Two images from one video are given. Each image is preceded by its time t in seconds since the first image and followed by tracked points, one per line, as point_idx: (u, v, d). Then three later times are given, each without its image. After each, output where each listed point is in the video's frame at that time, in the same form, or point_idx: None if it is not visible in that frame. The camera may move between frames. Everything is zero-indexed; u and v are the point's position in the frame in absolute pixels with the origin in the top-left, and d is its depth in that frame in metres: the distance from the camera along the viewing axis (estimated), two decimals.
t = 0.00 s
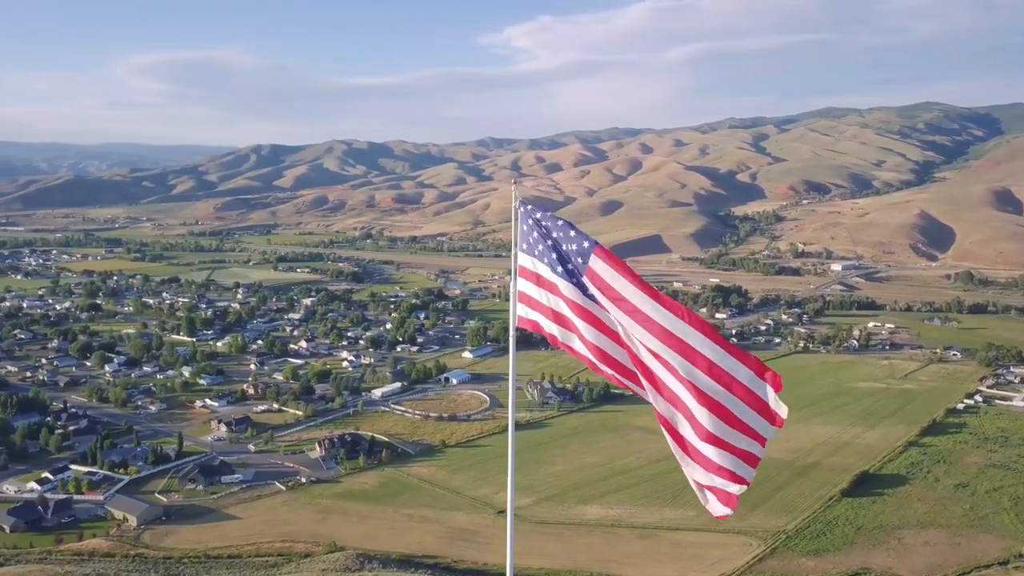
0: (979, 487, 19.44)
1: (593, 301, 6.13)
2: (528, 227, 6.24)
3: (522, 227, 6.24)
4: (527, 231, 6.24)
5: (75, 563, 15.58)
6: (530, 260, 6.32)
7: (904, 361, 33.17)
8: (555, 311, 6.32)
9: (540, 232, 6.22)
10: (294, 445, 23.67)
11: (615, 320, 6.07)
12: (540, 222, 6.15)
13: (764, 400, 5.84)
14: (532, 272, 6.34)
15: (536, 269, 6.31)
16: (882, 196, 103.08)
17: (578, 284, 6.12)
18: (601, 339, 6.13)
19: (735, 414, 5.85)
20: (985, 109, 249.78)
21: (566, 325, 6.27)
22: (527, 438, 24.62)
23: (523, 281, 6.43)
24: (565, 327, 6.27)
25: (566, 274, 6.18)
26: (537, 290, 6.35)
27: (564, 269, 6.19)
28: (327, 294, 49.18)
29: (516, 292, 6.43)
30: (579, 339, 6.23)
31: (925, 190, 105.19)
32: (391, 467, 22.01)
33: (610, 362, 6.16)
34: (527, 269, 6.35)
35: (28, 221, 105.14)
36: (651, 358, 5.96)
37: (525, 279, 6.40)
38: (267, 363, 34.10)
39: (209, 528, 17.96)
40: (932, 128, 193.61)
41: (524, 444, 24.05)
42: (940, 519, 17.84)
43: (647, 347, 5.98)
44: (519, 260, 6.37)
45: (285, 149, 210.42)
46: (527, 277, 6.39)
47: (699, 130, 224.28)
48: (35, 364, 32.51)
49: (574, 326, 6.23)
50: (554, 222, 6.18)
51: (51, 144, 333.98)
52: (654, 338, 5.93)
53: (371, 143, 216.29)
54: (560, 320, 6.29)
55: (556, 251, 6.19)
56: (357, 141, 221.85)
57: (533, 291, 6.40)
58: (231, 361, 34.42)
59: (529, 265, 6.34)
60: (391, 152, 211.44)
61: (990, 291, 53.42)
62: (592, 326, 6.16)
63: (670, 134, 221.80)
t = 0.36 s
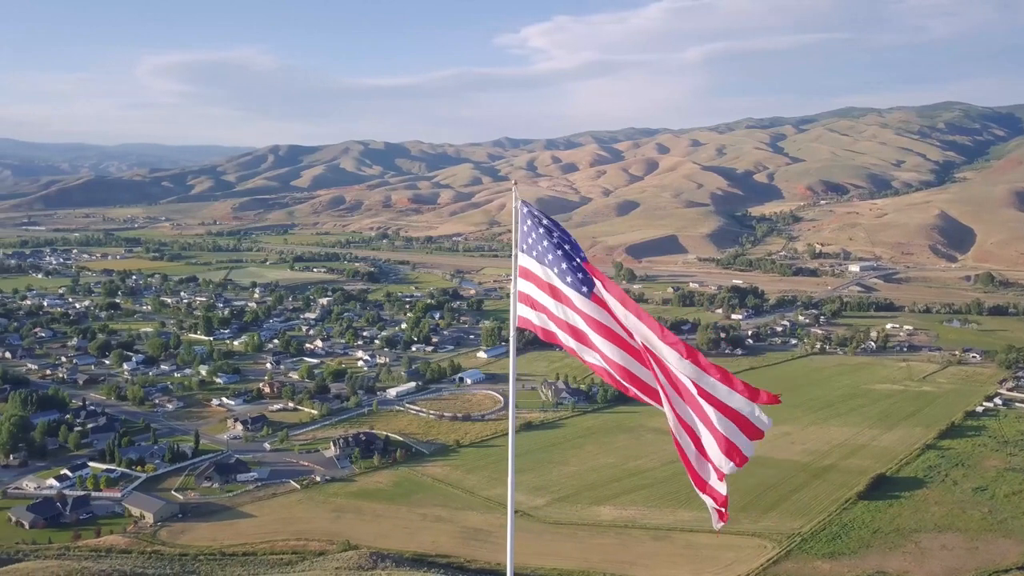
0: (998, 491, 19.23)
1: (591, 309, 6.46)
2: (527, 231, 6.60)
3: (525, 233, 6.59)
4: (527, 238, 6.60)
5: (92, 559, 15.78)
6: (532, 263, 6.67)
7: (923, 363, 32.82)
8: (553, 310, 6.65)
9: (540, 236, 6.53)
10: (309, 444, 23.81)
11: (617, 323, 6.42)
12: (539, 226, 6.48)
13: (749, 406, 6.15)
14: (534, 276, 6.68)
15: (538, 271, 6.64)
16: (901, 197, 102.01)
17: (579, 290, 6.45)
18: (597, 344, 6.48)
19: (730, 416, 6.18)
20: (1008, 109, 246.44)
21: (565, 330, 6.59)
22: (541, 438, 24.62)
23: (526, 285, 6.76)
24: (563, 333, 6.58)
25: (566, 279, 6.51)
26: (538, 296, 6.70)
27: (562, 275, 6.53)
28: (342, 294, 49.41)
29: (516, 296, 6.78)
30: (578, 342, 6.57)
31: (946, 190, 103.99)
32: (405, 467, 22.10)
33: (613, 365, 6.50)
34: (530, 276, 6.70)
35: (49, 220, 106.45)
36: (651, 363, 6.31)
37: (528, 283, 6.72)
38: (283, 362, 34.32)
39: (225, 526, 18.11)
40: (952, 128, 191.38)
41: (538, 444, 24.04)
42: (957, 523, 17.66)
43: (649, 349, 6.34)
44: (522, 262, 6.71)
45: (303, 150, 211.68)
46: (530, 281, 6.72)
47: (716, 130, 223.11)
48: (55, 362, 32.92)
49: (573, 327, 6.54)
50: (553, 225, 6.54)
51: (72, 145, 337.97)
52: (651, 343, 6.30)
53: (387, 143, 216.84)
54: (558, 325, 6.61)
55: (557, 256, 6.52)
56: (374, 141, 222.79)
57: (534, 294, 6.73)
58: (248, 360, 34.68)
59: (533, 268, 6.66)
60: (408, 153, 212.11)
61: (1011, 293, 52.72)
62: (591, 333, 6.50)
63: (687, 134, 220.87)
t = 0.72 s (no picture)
0: (1015, 495, 19.02)
1: (598, 313, 6.45)
2: (526, 236, 6.70)
3: (525, 239, 6.69)
4: (526, 243, 6.70)
5: (107, 556, 15.93)
6: (532, 269, 6.70)
7: (939, 365, 32.52)
8: (555, 315, 6.65)
9: (543, 238, 6.61)
10: (322, 443, 23.92)
11: (621, 329, 6.43)
12: (543, 226, 6.59)
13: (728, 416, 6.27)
14: (535, 284, 6.69)
15: (538, 277, 6.65)
16: (919, 198, 101.11)
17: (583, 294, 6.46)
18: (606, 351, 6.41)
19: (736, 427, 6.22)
20: None
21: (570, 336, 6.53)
22: (553, 438, 24.61)
23: (525, 295, 6.76)
24: (566, 339, 6.53)
25: (570, 281, 6.51)
26: (538, 303, 6.69)
27: (563, 276, 6.53)
28: (356, 294, 49.61)
29: (514, 305, 6.74)
30: (581, 349, 6.50)
31: (964, 190, 102.99)
32: (417, 466, 22.16)
33: (620, 373, 6.47)
34: (530, 282, 6.71)
35: (68, 220, 107.55)
36: (660, 368, 6.29)
37: (529, 290, 6.72)
38: (297, 361, 34.51)
39: (238, 524, 18.23)
40: (971, 128, 189.45)
41: (550, 444, 24.04)
42: (974, 527, 17.49)
43: (656, 355, 6.35)
44: (520, 269, 6.75)
45: (318, 150, 212.77)
46: (530, 290, 6.73)
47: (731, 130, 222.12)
48: (73, 361, 33.27)
49: (577, 332, 6.51)
50: (553, 226, 6.66)
51: (91, 145, 341.67)
52: (660, 348, 6.32)
53: (401, 143, 217.53)
54: (562, 332, 6.56)
55: (559, 261, 6.54)
56: (389, 141, 223.50)
57: (533, 301, 6.73)
58: (262, 359, 34.92)
59: (533, 274, 6.69)
60: (422, 153, 212.70)
61: None
62: (600, 339, 6.45)
63: (702, 134, 220.06)
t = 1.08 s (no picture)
0: None
1: (601, 319, 6.45)
2: (527, 236, 6.69)
3: (527, 241, 6.68)
4: (527, 245, 6.68)
5: (123, 553, 16.10)
6: (534, 273, 6.72)
7: (958, 367, 32.19)
8: (561, 321, 6.66)
9: (540, 242, 6.59)
10: (336, 442, 24.07)
11: (619, 331, 6.40)
12: (539, 230, 6.56)
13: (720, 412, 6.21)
14: (538, 287, 6.70)
15: (542, 281, 6.66)
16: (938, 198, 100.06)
17: (574, 296, 6.48)
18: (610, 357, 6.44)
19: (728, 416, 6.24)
20: None
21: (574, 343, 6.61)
22: (566, 439, 24.60)
23: (528, 298, 6.81)
24: (573, 347, 6.65)
25: (567, 281, 6.51)
26: (542, 306, 6.72)
27: (565, 281, 6.53)
28: (372, 294, 49.79)
29: (515, 309, 6.79)
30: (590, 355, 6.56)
31: (985, 191, 101.84)
32: (431, 466, 22.21)
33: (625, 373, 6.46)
34: (534, 284, 6.73)
35: (87, 221, 108.72)
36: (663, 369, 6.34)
37: (533, 292, 6.75)
38: (312, 361, 34.70)
39: (253, 522, 18.36)
40: (992, 128, 187.27)
41: (564, 445, 24.04)
42: (992, 531, 17.31)
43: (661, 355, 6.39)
44: (521, 273, 6.78)
45: (334, 151, 213.83)
46: (533, 289, 6.77)
47: (748, 131, 220.84)
48: (91, 359, 33.63)
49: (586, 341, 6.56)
50: (552, 225, 6.57)
51: (110, 146, 345.20)
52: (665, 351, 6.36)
53: (417, 144, 218.16)
54: (566, 338, 6.62)
55: (558, 264, 6.52)
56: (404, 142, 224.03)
57: (537, 304, 6.76)
58: (279, 359, 35.16)
59: (536, 277, 6.70)
60: (438, 154, 213.08)
61: None
62: (603, 345, 6.48)
63: (718, 134, 218.93)
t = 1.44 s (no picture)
0: None
1: (604, 318, 6.49)
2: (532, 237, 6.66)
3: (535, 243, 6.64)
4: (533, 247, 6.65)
5: (139, 550, 16.25)
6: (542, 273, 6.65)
7: (977, 369, 31.85)
8: (563, 324, 6.58)
9: (541, 245, 6.63)
10: (350, 442, 24.16)
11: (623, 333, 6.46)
12: (539, 232, 6.60)
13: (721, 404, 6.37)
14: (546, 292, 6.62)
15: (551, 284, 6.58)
16: (958, 199, 98.98)
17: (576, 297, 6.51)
18: (621, 369, 6.38)
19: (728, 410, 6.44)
20: None
21: (582, 350, 6.54)
22: (580, 439, 24.58)
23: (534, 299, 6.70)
24: (578, 349, 6.57)
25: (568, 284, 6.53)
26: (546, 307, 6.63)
27: (565, 280, 6.54)
28: (386, 294, 49.94)
29: (515, 311, 6.66)
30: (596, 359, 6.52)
31: (1005, 191, 100.62)
32: (444, 465, 22.25)
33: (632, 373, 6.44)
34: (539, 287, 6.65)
35: (106, 220, 109.79)
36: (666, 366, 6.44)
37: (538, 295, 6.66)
38: (327, 360, 34.88)
39: (267, 521, 18.48)
40: (1013, 128, 185.07)
41: (577, 445, 24.01)
42: (1010, 535, 17.11)
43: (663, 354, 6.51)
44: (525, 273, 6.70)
45: (350, 151, 214.71)
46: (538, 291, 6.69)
47: (765, 131, 219.46)
48: (109, 357, 33.95)
49: (589, 345, 6.53)
50: (551, 225, 6.61)
51: (129, 147, 348.29)
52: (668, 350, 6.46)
53: (433, 144, 218.58)
54: (570, 342, 6.54)
55: (559, 266, 6.56)
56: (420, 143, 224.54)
57: (537, 306, 6.67)
58: (294, 358, 35.36)
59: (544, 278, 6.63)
60: (454, 154, 213.35)
61: None
62: (609, 344, 6.48)
63: (735, 134, 217.74)
